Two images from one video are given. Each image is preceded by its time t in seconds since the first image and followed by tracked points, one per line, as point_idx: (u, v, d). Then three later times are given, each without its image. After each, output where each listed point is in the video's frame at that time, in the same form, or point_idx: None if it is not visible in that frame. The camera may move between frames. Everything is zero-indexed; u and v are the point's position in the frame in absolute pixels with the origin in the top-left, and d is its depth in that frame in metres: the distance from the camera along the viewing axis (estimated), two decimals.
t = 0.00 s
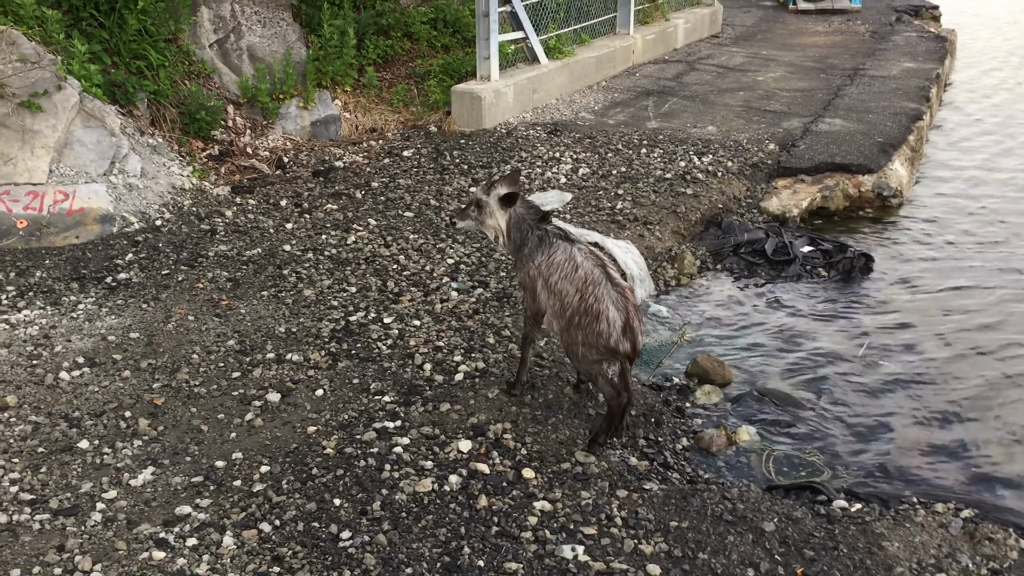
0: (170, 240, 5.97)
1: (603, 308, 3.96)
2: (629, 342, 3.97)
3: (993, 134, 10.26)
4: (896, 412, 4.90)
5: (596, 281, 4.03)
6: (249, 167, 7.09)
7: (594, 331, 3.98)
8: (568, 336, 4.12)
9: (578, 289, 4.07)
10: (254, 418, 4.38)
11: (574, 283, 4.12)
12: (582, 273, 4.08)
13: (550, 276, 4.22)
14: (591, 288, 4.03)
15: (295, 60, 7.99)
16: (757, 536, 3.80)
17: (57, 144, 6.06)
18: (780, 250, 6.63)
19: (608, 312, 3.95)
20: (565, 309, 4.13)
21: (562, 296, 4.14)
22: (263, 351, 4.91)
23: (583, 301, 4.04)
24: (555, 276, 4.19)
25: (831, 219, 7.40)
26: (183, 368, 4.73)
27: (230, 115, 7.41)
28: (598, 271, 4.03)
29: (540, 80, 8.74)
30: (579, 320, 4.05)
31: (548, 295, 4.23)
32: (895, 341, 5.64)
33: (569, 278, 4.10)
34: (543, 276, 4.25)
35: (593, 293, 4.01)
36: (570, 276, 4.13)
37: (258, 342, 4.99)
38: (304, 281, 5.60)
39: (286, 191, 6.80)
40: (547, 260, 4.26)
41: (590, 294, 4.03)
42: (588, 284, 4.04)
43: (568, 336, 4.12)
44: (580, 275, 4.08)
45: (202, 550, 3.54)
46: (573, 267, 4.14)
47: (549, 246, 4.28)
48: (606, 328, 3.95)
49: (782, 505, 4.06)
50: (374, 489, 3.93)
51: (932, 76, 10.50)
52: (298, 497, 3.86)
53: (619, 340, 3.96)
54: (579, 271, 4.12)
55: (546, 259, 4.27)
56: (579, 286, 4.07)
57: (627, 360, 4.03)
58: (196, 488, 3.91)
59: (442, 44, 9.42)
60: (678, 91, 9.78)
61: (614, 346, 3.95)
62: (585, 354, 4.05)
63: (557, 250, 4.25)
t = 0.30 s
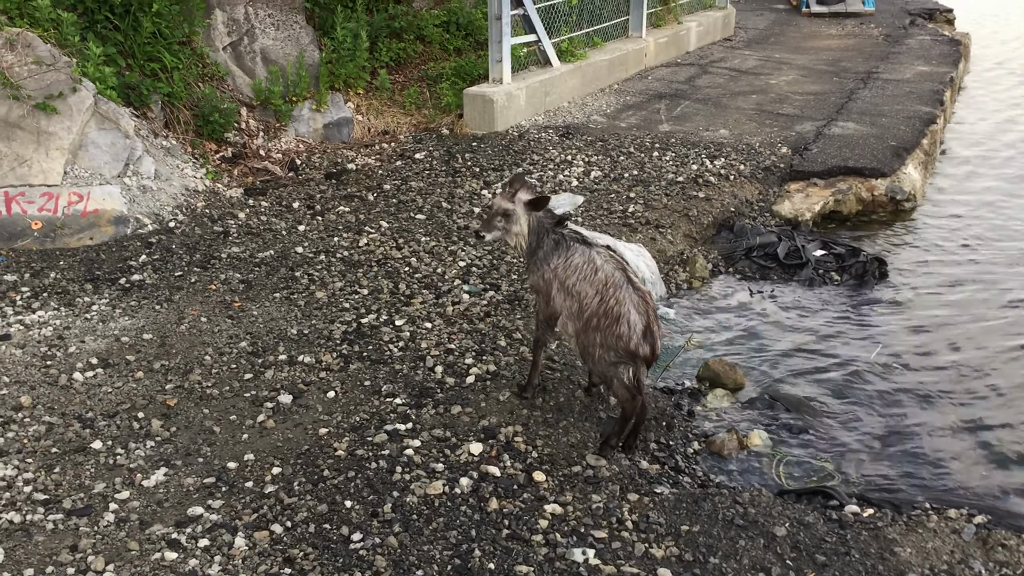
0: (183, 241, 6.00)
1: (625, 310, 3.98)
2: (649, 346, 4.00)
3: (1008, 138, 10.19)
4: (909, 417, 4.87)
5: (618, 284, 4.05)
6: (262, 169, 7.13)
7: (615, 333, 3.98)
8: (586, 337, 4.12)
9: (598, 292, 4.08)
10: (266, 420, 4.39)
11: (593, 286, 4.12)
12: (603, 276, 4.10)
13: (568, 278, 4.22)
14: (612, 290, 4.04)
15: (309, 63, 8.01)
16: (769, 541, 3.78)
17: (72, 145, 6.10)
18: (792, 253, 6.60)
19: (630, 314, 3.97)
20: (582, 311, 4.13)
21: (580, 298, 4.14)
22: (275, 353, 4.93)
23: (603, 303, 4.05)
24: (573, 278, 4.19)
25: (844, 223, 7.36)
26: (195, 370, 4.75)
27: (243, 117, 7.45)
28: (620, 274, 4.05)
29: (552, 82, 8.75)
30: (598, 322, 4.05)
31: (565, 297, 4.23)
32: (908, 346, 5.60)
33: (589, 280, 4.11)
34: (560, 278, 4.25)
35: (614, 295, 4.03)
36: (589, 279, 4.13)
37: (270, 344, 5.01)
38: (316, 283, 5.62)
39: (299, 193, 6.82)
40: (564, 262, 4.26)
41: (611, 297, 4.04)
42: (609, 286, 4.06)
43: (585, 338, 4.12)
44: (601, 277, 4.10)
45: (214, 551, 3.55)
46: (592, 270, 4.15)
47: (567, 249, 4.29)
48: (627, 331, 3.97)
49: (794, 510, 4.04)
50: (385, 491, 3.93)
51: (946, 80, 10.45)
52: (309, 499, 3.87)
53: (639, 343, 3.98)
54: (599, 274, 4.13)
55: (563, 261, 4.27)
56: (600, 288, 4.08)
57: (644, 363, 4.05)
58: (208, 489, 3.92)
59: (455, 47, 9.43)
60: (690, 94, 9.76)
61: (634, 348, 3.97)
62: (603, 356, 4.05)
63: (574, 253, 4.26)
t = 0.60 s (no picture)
0: (193, 243, 6.02)
1: (639, 313, 3.97)
2: (662, 350, 3.99)
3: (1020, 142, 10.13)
4: (918, 421, 4.85)
5: (633, 287, 4.04)
6: (271, 171, 7.16)
7: (629, 336, 3.97)
8: (599, 341, 4.10)
9: (613, 294, 4.07)
10: (274, 421, 4.40)
11: (607, 289, 4.11)
12: (618, 278, 4.09)
13: (581, 281, 4.21)
14: (626, 293, 4.03)
15: (318, 65, 8.04)
16: (776, 545, 3.76)
17: (83, 147, 6.13)
18: (801, 256, 6.58)
19: (644, 318, 3.96)
20: (596, 314, 4.12)
21: (594, 301, 4.13)
22: (283, 354, 4.94)
23: (617, 306, 4.03)
24: (587, 281, 4.19)
25: (854, 226, 7.34)
26: (204, 370, 4.77)
27: (253, 119, 7.49)
28: (634, 277, 4.04)
29: (562, 85, 8.75)
30: (612, 325, 4.04)
31: (578, 300, 4.22)
32: (917, 350, 5.58)
33: (604, 282, 4.10)
34: (573, 281, 4.24)
35: (629, 298, 4.01)
36: (603, 281, 4.13)
37: (278, 345, 5.02)
38: (324, 285, 5.63)
39: (308, 195, 6.84)
40: (578, 265, 4.25)
41: (626, 300, 4.03)
42: (624, 289, 4.04)
43: (598, 341, 4.11)
44: (615, 280, 4.09)
45: (222, 551, 3.56)
46: (606, 273, 4.14)
47: (579, 252, 4.28)
48: (642, 334, 3.95)
49: (802, 513, 4.02)
50: (393, 493, 3.93)
51: (957, 83, 10.40)
52: (317, 500, 3.87)
53: (653, 348, 3.97)
54: (613, 276, 4.12)
55: (576, 264, 4.26)
56: (614, 291, 4.07)
57: (658, 367, 4.03)
58: (216, 489, 3.93)
59: (464, 49, 9.45)
60: (700, 97, 9.75)
61: (648, 352, 3.95)
62: (616, 360, 4.03)
63: (587, 256, 4.25)
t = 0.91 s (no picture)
0: (200, 246, 6.05)
1: (648, 315, 3.97)
2: (671, 351, 3.99)
3: None
4: (924, 426, 4.84)
5: (641, 288, 4.04)
6: (278, 175, 7.18)
7: (638, 337, 3.97)
8: (608, 343, 4.11)
9: (621, 296, 4.07)
10: (281, 424, 4.42)
11: (615, 290, 4.12)
12: (626, 280, 4.09)
13: (590, 283, 4.21)
14: (636, 295, 4.03)
15: (325, 69, 8.08)
16: (783, 549, 3.76)
17: (91, 150, 6.16)
18: (808, 261, 6.58)
19: (653, 320, 3.96)
20: (605, 315, 4.12)
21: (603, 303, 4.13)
22: (290, 357, 4.95)
23: (626, 307, 4.04)
24: (595, 283, 4.19)
25: (860, 230, 7.33)
26: (211, 373, 4.78)
27: (260, 122, 7.52)
28: (643, 278, 4.05)
29: (568, 89, 8.76)
30: (621, 326, 4.04)
31: (587, 302, 4.22)
32: (924, 355, 5.57)
33: (613, 284, 4.10)
34: (581, 283, 4.25)
35: (638, 299, 4.02)
36: (611, 283, 4.13)
37: (285, 348, 5.03)
38: (331, 288, 5.65)
39: (315, 198, 6.86)
40: (585, 267, 4.26)
41: (635, 301, 4.03)
42: (633, 291, 4.05)
43: (607, 343, 4.11)
44: (624, 281, 4.09)
45: (229, 553, 3.57)
46: (614, 274, 4.15)
47: (587, 254, 4.29)
48: (651, 335, 3.95)
49: (808, 518, 4.02)
50: (399, 496, 3.94)
51: (964, 87, 10.39)
52: (323, 503, 3.88)
53: (662, 349, 3.97)
54: (622, 278, 4.12)
55: (584, 267, 4.27)
56: (623, 292, 4.07)
57: (667, 368, 4.04)
58: (224, 492, 3.95)
59: (471, 52, 9.48)
60: (706, 101, 9.75)
61: (657, 352, 3.95)
62: (625, 361, 4.03)
63: (594, 258, 4.26)
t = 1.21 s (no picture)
0: (207, 249, 6.07)
1: (654, 316, 3.97)
2: (676, 353, 3.99)
3: None
4: (930, 430, 4.84)
5: (647, 289, 4.05)
6: (284, 178, 7.20)
7: (644, 338, 3.98)
8: (613, 344, 4.11)
9: (627, 297, 4.08)
10: (288, 427, 4.42)
11: (621, 292, 4.12)
12: (632, 281, 4.10)
13: (595, 285, 4.22)
14: (641, 296, 4.04)
15: (332, 73, 8.11)
16: (789, 554, 3.76)
17: (98, 153, 6.17)
18: (813, 265, 6.58)
19: (659, 321, 3.97)
20: (610, 316, 4.13)
21: (608, 304, 4.14)
22: (296, 360, 4.96)
23: (632, 308, 4.04)
24: (600, 284, 4.20)
25: (866, 234, 7.33)
26: (218, 376, 4.79)
27: (266, 126, 7.54)
28: (649, 279, 4.05)
29: (573, 93, 8.78)
30: (626, 327, 4.05)
31: (592, 303, 4.23)
32: (929, 359, 5.56)
33: (618, 285, 4.11)
34: (587, 285, 4.26)
35: (643, 301, 4.02)
36: (617, 284, 4.14)
37: (291, 351, 5.04)
38: (337, 291, 5.67)
39: (321, 202, 6.88)
40: (591, 268, 4.27)
41: (641, 302, 4.04)
42: (638, 292, 4.05)
43: (613, 344, 4.12)
44: (630, 283, 4.10)
45: (235, 556, 3.58)
46: (620, 275, 4.16)
47: (593, 256, 4.30)
48: (656, 336, 3.96)
49: (814, 522, 4.01)
50: (405, 499, 3.94)
51: (970, 91, 10.38)
52: (329, 506, 3.88)
53: (666, 350, 3.98)
54: (628, 279, 4.13)
55: (589, 268, 4.28)
56: (629, 293, 4.08)
57: (672, 370, 4.04)
58: (230, 494, 3.95)
59: (476, 56, 9.51)
60: (711, 105, 9.76)
61: (663, 353, 3.96)
62: (630, 362, 4.03)
63: (600, 260, 4.27)
